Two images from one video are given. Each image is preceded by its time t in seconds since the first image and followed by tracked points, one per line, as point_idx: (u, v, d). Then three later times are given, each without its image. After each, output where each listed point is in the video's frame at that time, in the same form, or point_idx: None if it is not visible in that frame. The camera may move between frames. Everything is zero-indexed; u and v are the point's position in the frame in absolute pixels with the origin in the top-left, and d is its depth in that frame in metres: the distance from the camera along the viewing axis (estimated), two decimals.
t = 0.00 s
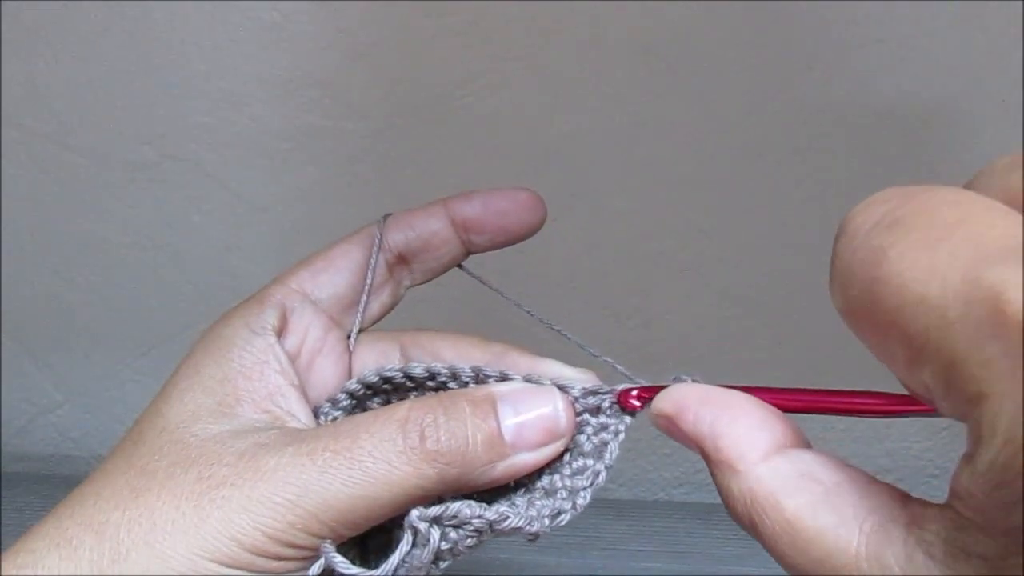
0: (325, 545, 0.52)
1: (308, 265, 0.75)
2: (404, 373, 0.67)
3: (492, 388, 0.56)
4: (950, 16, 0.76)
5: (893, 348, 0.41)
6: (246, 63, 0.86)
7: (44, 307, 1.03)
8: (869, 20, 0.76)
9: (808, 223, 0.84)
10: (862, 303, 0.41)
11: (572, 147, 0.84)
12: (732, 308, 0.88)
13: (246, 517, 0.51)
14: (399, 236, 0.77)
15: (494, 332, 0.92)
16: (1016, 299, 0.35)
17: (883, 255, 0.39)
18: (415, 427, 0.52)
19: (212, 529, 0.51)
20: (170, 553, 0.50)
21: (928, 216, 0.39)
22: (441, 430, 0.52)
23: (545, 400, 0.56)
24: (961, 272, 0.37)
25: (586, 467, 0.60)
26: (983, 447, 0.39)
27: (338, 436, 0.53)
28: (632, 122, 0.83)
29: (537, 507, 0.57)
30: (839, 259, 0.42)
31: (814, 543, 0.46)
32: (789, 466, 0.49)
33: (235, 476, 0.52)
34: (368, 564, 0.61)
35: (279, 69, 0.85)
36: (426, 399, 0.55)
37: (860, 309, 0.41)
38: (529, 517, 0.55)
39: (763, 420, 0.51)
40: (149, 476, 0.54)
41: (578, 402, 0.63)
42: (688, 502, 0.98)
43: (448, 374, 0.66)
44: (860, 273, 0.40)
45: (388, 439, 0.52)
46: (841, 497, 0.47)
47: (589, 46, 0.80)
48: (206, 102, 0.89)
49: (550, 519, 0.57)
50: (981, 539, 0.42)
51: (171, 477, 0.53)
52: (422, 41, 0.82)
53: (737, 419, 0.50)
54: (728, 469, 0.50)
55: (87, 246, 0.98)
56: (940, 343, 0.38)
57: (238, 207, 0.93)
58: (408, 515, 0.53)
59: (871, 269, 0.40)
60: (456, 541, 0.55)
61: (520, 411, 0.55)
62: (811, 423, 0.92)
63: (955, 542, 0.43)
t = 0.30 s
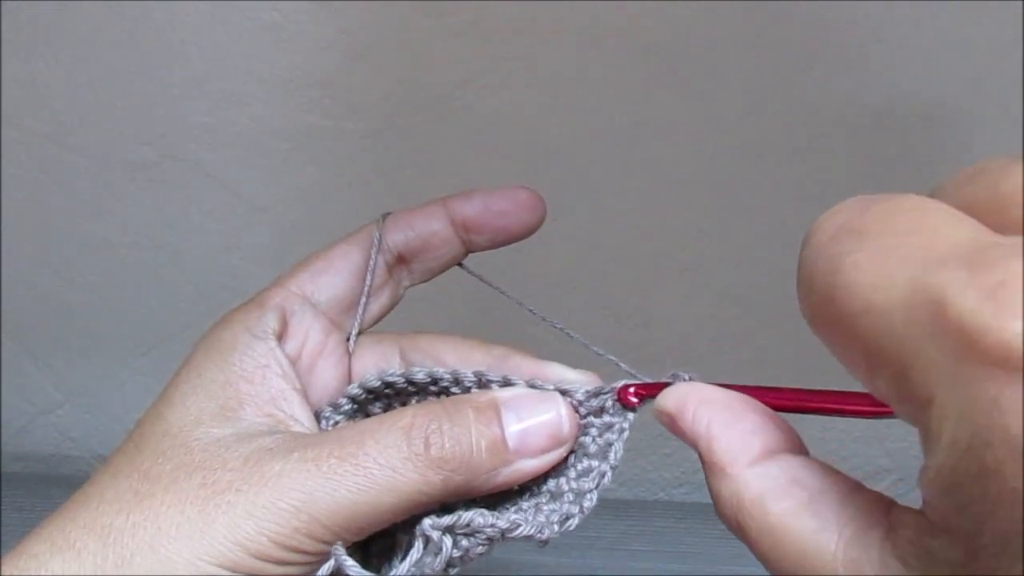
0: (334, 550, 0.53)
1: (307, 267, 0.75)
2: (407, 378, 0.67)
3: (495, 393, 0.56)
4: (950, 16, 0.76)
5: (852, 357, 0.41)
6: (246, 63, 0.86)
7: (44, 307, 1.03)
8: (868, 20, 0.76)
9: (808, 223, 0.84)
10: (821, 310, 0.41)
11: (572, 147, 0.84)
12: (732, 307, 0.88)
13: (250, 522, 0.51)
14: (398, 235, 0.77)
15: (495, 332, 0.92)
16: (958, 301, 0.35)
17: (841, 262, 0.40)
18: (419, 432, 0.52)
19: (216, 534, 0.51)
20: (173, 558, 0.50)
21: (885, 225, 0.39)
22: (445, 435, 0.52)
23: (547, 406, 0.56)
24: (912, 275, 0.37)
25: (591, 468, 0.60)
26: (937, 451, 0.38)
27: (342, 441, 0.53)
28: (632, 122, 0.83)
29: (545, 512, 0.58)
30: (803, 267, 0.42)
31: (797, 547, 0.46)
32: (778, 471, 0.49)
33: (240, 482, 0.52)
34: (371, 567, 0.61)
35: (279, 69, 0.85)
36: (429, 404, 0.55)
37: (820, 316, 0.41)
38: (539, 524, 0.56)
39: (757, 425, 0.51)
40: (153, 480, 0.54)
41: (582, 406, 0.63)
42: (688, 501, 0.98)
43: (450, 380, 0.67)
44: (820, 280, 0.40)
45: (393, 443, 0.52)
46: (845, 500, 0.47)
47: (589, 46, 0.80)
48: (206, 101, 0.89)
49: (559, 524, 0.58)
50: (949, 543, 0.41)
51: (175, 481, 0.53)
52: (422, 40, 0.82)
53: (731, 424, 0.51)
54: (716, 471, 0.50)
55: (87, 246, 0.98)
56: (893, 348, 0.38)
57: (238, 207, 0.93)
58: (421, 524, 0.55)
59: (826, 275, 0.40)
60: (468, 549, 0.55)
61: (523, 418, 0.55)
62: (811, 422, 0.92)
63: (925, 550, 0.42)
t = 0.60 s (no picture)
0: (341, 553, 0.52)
1: (307, 267, 0.75)
2: (409, 383, 0.67)
3: (498, 400, 0.56)
4: (949, 16, 0.76)
5: (844, 360, 0.40)
6: (246, 63, 0.86)
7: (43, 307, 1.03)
8: (868, 20, 0.76)
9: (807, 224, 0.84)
10: (814, 313, 0.41)
11: (572, 147, 0.84)
12: (732, 308, 0.88)
13: (254, 528, 0.51)
14: (398, 234, 0.77)
15: (495, 332, 0.92)
16: (947, 303, 0.35)
17: (832, 264, 0.39)
18: (424, 438, 0.52)
19: (220, 540, 0.51)
20: (176, 563, 0.50)
21: (875, 228, 0.39)
22: (450, 442, 0.52)
23: (552, 412, 0.56)
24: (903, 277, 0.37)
25: (595, 472, 0.60)
26: (929, 454, 0.38)
27: (345, 447, 0.53)
28: (632, 123, 0.83)
29: (550, 518, 0.58)
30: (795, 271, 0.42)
31: (797, 551, 0.46)
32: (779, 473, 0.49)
33: (244, 487, 0.52)
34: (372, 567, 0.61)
35: (279, 69, 0.86)
36: (434, 409, 0.55)
37: (813, 319, 0.41)
38: (544, 530, 0.56)
39: (760, 428, 0.50)
40: (156, 484, 0.54)
41: (586, 410, 0.63)
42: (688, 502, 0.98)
43: (452, 385, 0.67)
44: (812, 283, 0.40)
45: (398, 448, 0.52)
46: (849, 505, 0.47)
47: (588, 47, 0.80)
48: (206, 101, 0.89)
49: (563, 529, 0.57)
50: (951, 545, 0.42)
51: (178, 486, 0.53)
52: (422, 41, 0.82)
53: (736, 427, 0.50)
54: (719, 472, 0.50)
55: (86, 246, 0.98)
56: (885, 351, 0.38)
57: (238, 207, 0.93)
58: (428, 531, 0.54)
59: (818, 279, 0.40)
60: (474, 555, 0.55)
61: (528, 424, 0.55)
62: (813, 421, 0.92)
63: (919, 549, 0.43)
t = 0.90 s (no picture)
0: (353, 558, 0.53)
1: (314, 268, 0.75)
2: (420, 388, 0.67)
3: (507, 405, 0.56)
4: (950, 16, 0.75)
5: (829, 366, 0.40)
6: (246, 63, 0.86)
7: (43, 307, 1.03)
8: (869, 20, 0.76)
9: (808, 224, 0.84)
10: (800, 318, 0.40)
11: (572, 146, 0.84)
12: (732, 307, 0.88)
13: (260, 533, 0.51)
14: (405, 233, 0.77)
15: (496, 331, 0.92)
16: (931, 307, 0.35)
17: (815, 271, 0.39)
18: (431, 444, 0.53)
19: (226, 545, 0.51)
20: (180, 568, 0.50)
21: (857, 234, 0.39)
22: (458, 449, 0.52)
23: (562, 418, 0.56)
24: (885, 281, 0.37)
25: (611, 472, 0.60)
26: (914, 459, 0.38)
27: (353, 454, 0.53)
28: (632, 123, 0.82)
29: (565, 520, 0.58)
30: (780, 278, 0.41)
31: (790, 555, 0.46)
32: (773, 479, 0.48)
33: (251, 493, 0.52)
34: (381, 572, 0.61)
35: (278, 70, 0.85)
36: (443, 415, 0.55)
37: (799, 325, 0.40)
38: (559, 534, 0.56)
39: (763, 435, 0.50)
40: (162, 488, 0.54)
41: (603, 411, 0.63)
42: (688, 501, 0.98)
43: (464, 389, 0.66)
44: (797, 290, 0.40)
45: (405, 455, 0.52)
46: (846, 514, 0.46)
47: (589, 47, 0.80)
48: (205, 102, 0.88)
49: (578, 531, 0.58)
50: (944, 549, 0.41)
51: (184, 490, 0.53)
52: (421, 42, 0.82)
53: (743, 433, 0.51)
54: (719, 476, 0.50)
55: (86, 246, 0.98)
56: (869, 355, 0.37)
57: (238, 207, 0.93)
58: (441, 535, 0.54)
59: (802, 285, 0.39)
60: (488, 559, 0.55)
61: (536, 429, 0.55)
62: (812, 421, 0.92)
63: (909, 555, 0.43)
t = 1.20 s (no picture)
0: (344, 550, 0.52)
1: (313, 269, 0.75)
2: (414, 382, 0.67)
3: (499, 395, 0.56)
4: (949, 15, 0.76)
5: (823, 364, 0.40)
6: (246, 63, 0.86)
7: (43, 307, 1.03)
8: (869, 20, 0.76)
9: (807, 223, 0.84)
10: (793, 318, 0.40)
11: (572, 146, 0.84)
12: (732, 307, 0.88)
13: (253, 525, 0.51)
14: (404, 238, 0.77)
15: (495, 330, 0.92)
16: (927, 306, 0.35)
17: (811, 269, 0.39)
18: (423, 433, 0.53)
19: (219, 539, 0.51)
20: (174, 561, 0.50)
21: (854, 233, 0.39)
22: (449, 437, 0.52)
23: (552, 408, 0.56)
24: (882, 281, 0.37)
25: (602, 466, 0.60)
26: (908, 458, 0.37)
27: (344, 446, 0.53)
28: (632, 122, 0.82)
29: (556, 513, 0.58)
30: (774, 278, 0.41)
31: (784, 553, 0.46)
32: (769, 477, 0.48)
33: (243, 485, 0.52)
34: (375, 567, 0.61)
35: (278, 70, 0.85)
36: (435, 406, 0.55)
37: (793, 324, 0.40)
38: (548, 525, 0.56)
39: (759, 432, 0.50)
40: (156, 483, 0.54)
41: (593, 406, 0.63)
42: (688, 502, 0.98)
43: (457, 383, 0.66)
44: (792, 289, 0.40)
45: (398, 445, 0.52)
46: (842, 514, 0.46)
47: (588, 47, 0.80)
48: (205, 102, 0.88)
49: (568, 524, 0.57)
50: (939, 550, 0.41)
51: (178, 484, 0.53)
52: (421, 42, 0.82)
53: (736, 428, 0.50)
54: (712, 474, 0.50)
55: (86, 246, 0.98)
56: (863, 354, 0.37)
57: (238, 207, 0.93)
58: (430, 525, 0.55)
59: (797, 284, 0.39)
60: (478, 550, 0.55)
61: (528, 420, 0.55)
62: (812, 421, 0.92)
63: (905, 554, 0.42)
